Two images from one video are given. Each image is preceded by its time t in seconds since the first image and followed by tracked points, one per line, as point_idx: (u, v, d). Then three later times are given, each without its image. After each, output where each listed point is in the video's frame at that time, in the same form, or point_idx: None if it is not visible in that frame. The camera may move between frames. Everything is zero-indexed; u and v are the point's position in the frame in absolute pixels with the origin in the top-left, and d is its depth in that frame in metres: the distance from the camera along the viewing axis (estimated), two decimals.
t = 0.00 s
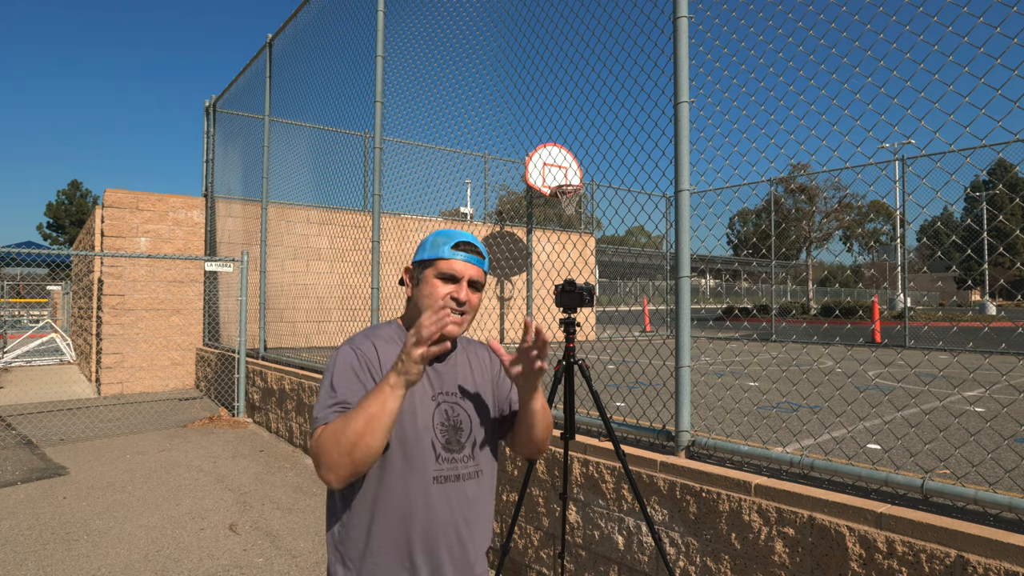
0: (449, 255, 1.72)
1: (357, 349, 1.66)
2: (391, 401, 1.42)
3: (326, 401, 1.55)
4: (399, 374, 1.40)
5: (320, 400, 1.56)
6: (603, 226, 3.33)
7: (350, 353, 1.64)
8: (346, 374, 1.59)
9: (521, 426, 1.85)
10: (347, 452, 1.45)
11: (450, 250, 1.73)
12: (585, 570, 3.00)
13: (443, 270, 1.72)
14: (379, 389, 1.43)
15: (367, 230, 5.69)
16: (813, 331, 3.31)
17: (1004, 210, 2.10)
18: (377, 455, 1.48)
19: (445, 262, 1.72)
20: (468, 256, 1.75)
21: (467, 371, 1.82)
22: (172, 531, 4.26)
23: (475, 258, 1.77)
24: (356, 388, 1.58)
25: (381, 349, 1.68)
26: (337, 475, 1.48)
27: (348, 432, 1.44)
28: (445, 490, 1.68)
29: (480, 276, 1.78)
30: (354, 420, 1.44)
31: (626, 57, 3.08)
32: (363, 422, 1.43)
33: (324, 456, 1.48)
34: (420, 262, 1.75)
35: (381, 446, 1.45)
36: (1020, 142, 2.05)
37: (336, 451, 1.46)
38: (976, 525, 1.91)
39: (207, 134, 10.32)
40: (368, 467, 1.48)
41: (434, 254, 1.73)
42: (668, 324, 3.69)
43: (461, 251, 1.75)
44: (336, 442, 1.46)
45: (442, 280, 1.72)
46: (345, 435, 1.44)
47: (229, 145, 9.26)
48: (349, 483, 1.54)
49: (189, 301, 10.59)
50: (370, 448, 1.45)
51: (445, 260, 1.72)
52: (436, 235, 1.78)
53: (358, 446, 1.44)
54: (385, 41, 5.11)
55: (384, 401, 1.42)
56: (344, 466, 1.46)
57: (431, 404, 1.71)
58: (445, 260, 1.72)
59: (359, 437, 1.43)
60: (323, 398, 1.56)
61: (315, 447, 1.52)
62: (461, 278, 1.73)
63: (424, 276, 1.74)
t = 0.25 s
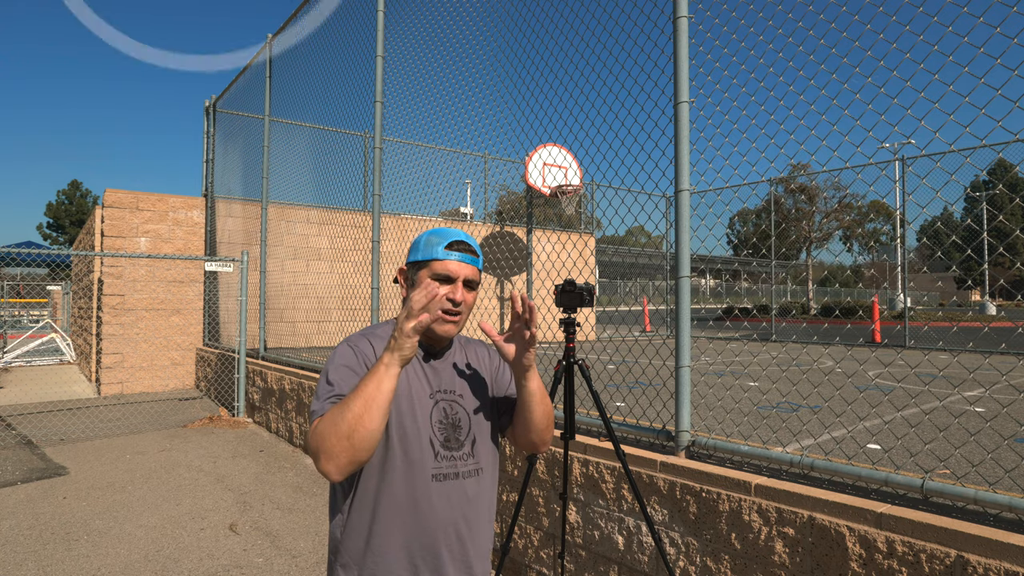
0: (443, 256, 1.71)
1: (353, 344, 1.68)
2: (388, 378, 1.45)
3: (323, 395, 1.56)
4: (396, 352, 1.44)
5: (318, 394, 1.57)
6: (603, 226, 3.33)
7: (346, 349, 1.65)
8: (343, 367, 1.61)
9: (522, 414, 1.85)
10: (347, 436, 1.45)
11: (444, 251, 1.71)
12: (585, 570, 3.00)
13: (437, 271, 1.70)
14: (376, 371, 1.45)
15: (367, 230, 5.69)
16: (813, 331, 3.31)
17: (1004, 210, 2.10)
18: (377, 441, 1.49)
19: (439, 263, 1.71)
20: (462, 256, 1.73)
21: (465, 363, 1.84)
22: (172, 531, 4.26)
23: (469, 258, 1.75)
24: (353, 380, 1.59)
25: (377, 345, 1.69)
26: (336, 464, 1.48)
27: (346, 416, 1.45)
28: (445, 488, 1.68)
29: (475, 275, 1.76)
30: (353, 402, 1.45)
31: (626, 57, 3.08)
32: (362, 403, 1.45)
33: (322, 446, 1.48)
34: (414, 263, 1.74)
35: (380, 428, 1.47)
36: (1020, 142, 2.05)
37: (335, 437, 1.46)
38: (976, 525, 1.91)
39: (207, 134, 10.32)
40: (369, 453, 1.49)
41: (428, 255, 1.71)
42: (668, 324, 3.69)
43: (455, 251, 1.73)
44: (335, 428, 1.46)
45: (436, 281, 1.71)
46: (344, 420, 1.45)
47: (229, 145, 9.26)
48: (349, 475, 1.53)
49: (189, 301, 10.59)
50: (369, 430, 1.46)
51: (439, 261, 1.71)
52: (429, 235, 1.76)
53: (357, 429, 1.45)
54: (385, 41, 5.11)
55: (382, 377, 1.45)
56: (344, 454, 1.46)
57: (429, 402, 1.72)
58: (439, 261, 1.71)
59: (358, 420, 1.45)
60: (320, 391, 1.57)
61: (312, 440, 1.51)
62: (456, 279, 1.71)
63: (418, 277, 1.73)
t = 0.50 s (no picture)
0: (443, 262, 1.69)
1: (353, 354, 1.65)
2: (393, 428, 1.40)
3: (323, 408, 1.54)
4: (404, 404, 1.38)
5: (317, 407, 1.55)
6: (603, 225, 3.32)
7: (344, 356, 1.63)
8: (342, 378, 1.59)
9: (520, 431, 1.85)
10: (346, 466, 1.44)
11: (444, 257, 1.70)
12: (585, 570, 3.00)
13: (438, 276, 1.70)
14: (380, 414, 1.41)
15: (367, 230, 5.69)
16: (813, 331, 3.31)
17: (1004, 210, 2.10)
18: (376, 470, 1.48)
19: (441, 269, 1.69)
20: (463, 261, 1.72)
21: (467, 375, 1.84)
22: (172, 531, 4.26)
23: (469, 263, 1.74)
24: (352, 392, 1.58)
25: (377, 355, 1.67)
26: (335, 487, 1.47)
27: (347, 449, 1.43)
28: (444, 488, 1.68)
29: (475, 280, 1.76)
30: (354, 439, 1.43)
31: (626, 57, 3.08)
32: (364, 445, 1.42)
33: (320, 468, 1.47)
34: (414, 267, 1.72)
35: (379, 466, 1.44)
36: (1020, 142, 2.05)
37: (334, 466, 1.45)
38: (976, 525, 1.91)
39: (207, 134, 10.32)
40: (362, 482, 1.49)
41: (428, 261, 1.70)
42: (668, 324, 3.69)
43: (456, 256, 1.72)
44: (335, 457, 1.45)
45: (438, 287, 1.70)
46: (344, 452, 1.43)
47: (229, 146, 9.26)
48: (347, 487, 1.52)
49: (189, 302, 10.59)
50: (369, 467, 1.43)
51: (440, 266, 1.70)
52: (430, 238, 1.74)
53: (357, 462, 1.43)
54: (385, 41, 5.11)
55: (387, 427, 1.40)
56: (341, 481, 1.46)
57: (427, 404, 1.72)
58: (439, 266, 1.69)
59: (358, 456, 1.42)
60: (319, 406, 1.55)
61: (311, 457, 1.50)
62: (457, 285, 1.71)
63: (419, 283, 1.72)
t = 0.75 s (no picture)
0: (442, 263, 1.69)
1: (353, 357, 1.64)
2: (396, 440, 1.41)
3: (323, 413, 1.54)
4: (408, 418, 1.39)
5: (317, 411, 1.54)
6: (603, 225, 3.32)
7: (344, 359, 1.63)
8: (342, 381, 1.59)
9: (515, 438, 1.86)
10: (347, 475, 1.44)
11: (443, 257, 1.70)
12: (585, 570, 3.00)
13: (437, 276, 1.70)
14: (384, 425, 1.41)
15: (367, 230, 5.69)
16: (813, 331, 3.31)
17: (1004, 210, 2.10)
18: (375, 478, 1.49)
19: (439, 270, 1.69)
20: (461, 261, 1.72)
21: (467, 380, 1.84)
22: (172, 531, 4.26)
23: (468, 263, 1.74)
24: (353, 395, 1.58)
25: (377, 358, 1.66)
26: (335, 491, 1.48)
27: (348, 458, 1.44)
28: (444, 490, 1.68)
29: (474, 280, 1.76)
30: (356, 449, 1.43)
31: (626, 57, 3.08)
32: (366, 454, 1.42)
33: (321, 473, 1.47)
34: (413, 268, 1.72)
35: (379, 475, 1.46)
36: (1021, 142, 2.04)
37: (334, 473, 1.46)
38: (976, 525, 1.91)
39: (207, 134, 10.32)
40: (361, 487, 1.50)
41: (427, 260, 1.70)
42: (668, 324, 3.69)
43: (454, 256, 1.72)
44: (336, 465, 1.45)
45: (437, 287, 1.70)
46: (345, 461, 1.44)
47: (229, 146, 9.26)
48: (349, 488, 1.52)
49: (189, 302, 10.59)
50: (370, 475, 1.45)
51: (439, 266, 1.70)
52: (428, 238, 1.74)
53: (358, 471, 1.44)
54: (385, 41, 5.11)
55: (390, 439, 1.41)
56: (341, 486, 1.47)
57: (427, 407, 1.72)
58: (438, 266, 1.69)
59: (359, 466, 1.43)
60: (319, 411, 1.54)
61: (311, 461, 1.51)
62: (456, 285, 1.71)
63: (418, 283, 1.72)
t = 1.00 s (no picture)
0: (436, 259, 1.69)
1: (358, 351, 1.64)
2: (421, 412, 1.40)
3: (335, 406, 1.53)
4: (433, 390, 1.38)
5: (328, 403, 1.53)
6: (603, 226, 3.33)
7: (349, 352, 1.63)
8: (350, 374, 1.59)
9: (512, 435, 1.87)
10: (372, 456, 1.42)
11: (437, 253, 1.70)
12: (585, 570, 3.00)
13: (432, 272, 1.70)
14: (407, 401, 1.40)
15: (367, 230, 5.69)
16: (813, 331, 3.31)
17: (1004, 210, 2.10)
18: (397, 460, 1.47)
19: (434, 265, 1.69)
20: (455, 257, 1.72)
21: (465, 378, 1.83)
22: (172, 531, 4.26)
23: (462, 258, 1.74)
24: (362, 387, 1.58)
25: (380, 352, 1.67)
26: (357, 476, 1.45)
27: (372, 440, 1.42)
28: (444, 486, 1.68)
29: (469, 275, 1.76)
30: (380, 428, 1.41)
31: (626, 57, 3.08)
32: (390, 432, 1.41)
33: (341, 462, 1.45)
34: (408, 265, 1.72)
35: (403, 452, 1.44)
36: (1020, 142, 2.04)
37: (357, 457, 1.43)
38: (976, 525, 1.91)
39: (207, 134, 10.32)
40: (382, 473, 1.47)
41: (422, 257, 1.70)
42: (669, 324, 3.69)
43: (448, 252, 1.72)
44: (358, 449, 1.43)
45: (432, 283, 1.70)
46: (369, 443, 1.42)
47: (229, 146, 9.26)
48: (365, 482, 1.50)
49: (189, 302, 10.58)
50: (396, 451, 1.43)
51: (434, 262, 1.69)
52: (422, 236, 1.74)
53: (383, 450, 1.42)
54: (385, 41, 5.11)
55: (415, 414, 1.40)
56: (366, 472, 1.44)
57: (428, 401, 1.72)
58: (433, 262, 1.69)
59: (384, 446, 1.41)
60: (331, 401, 1.53)
61: (329, 451, 1.48)
62: (451, 280, 1.71)
63: (413, 280, 1.72)
